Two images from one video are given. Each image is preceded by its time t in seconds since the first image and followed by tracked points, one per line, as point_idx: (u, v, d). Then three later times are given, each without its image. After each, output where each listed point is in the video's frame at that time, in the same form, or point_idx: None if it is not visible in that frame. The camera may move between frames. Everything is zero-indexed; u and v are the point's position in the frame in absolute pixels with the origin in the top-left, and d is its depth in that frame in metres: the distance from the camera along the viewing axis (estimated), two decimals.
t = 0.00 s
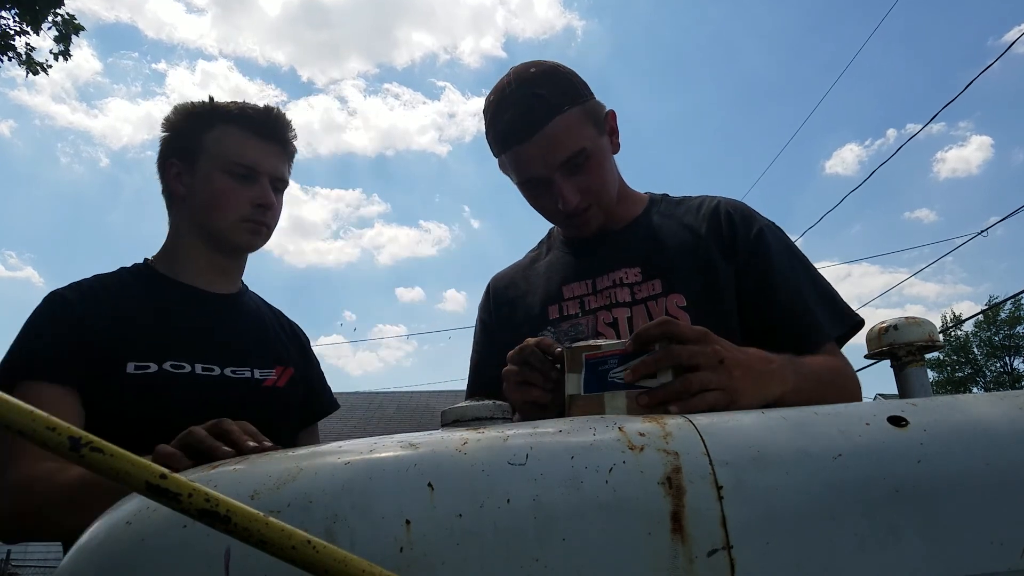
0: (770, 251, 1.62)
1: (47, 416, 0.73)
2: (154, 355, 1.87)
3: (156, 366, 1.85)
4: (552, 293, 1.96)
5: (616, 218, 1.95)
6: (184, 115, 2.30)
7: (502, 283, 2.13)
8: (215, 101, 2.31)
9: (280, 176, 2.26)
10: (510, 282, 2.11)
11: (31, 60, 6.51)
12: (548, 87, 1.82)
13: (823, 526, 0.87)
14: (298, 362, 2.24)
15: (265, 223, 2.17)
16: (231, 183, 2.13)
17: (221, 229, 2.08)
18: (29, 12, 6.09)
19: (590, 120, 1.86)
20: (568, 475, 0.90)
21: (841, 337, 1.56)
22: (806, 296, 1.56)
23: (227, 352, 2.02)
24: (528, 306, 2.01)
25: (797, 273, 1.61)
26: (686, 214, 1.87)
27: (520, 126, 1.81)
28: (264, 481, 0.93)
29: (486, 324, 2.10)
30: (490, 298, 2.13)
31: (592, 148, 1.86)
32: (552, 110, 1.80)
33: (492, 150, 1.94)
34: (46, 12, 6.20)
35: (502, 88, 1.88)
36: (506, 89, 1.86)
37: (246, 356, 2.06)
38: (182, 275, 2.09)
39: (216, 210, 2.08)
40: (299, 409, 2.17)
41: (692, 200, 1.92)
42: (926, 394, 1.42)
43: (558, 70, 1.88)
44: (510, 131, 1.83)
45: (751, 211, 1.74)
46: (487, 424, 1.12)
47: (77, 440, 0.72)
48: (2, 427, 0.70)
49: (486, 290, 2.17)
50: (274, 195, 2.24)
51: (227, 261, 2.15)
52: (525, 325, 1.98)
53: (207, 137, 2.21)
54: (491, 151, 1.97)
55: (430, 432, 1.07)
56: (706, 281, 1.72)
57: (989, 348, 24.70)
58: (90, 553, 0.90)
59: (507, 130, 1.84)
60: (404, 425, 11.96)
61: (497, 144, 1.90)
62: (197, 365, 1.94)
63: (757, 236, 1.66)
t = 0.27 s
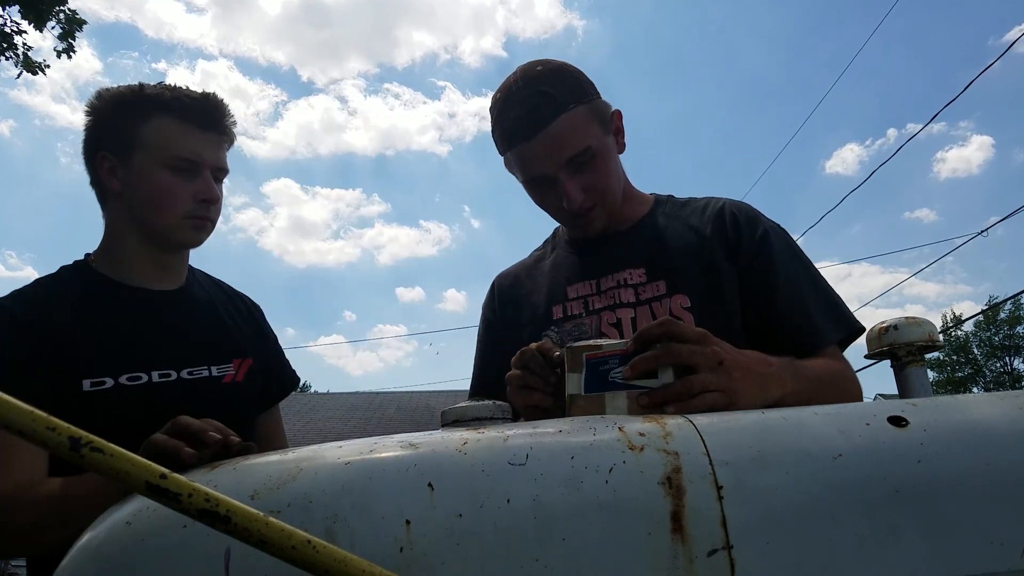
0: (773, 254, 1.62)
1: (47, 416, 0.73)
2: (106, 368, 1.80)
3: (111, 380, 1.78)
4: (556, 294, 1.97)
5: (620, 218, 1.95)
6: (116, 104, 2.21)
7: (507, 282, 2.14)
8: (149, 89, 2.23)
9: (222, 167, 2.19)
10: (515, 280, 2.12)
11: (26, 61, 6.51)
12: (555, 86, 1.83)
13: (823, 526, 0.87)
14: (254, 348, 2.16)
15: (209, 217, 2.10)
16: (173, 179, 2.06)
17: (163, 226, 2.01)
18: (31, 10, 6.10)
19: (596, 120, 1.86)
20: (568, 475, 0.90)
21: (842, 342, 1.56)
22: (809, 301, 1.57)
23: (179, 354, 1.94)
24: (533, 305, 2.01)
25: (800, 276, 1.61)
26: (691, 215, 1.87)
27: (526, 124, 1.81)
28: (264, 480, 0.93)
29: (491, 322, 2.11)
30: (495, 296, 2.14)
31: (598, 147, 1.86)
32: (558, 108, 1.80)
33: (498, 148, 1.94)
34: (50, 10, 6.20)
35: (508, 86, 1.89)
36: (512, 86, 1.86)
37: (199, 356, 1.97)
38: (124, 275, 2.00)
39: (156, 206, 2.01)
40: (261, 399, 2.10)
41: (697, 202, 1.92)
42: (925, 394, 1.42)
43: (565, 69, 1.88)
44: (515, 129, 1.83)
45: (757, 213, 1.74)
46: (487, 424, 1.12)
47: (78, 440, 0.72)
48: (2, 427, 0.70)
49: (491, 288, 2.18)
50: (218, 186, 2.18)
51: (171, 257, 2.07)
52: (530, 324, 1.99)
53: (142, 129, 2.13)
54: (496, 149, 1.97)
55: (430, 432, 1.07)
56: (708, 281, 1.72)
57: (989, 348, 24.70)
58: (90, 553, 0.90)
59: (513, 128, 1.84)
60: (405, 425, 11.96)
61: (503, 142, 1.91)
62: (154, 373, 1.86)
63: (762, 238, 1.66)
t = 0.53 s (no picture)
0: (777, 254, 1.62)
1: (47, 416, 0.73)
2: (113, 367, 1.83)
3: (116, 380, 1.82)
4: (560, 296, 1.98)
5: (621, 217, 1.94)
6: (116, 113, 2.23)
7: (512, 282, 2.14)
8: (147, 97, 2.24)
9: (223, 172, 2.20)
10: (519, 281, 2.13)
11: (21, 65, 6.52)
12: (555, 86, 1.83)
13: (823, 526, 0.87)
14: (266, 346, 2.18)
15: (212, 222, 2.11)
16: (174, 185, 2.07)
17: (166, 232, 2.02)
18: (32, 11, 6.11)
19: (595, 120, 1.86)
20: (568, 475, 0.90)
21: (845, 342, 1.56)
22: (812, 301, 1.57)
23: (188, 353, 1.97)
24: (538, 306, 2.02)
25: (804, 276, 1.61)
26: (695, 215, 1.87)
27: (525, 125, 1.82)
28: (264, 480, 0.93)
29: (496, 323, 2.12)
30: (500, 296, 2.15)
31: (597, 147, 1.86)
32: (556, 109, 1.80)
33: (498, 150, 1.95)
34: (52, 10, 6.21)
35: (508, 87, 1.89)
36: (510, 88, 1.87)
37: (209, 355, 2.00)
38: (129, 280, 2.02)
39: (158, 212, 2.02)
40: (272, 398, 2.13)
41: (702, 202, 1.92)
42: (925, 395, 1.42)
43: (564, 69, 1.88)
44: (515, 130, 1.84)
45: (761, 212, 1.74)
46: (487, 424, 1.12)
47: (78, 440, 0.72)
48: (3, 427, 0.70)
49: (496, 289, 2.18)
50: (219, 191, 2.18)
51: (176, 261, 2.08)
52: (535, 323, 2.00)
53: (143, 136, 2.14)
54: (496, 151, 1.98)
55: (431, 432, 1.07)
56: (710, 281, 1.73)
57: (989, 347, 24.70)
58: (90, 553, 0.90)
59: (512, 129, 1.85)
60: (405, 425, 11.96)
61: (503, 143, 1.91)
62: (160, 372, 1.89)
63: (765, 238, 1.66)
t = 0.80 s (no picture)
0: (782, 252, 1.62)
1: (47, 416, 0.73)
2: (143, 357, 1.86)
3: (147, 369, 1.84)
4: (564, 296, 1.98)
5: (624, 216, 1.94)
6: (164, 121, 2.30)
7: (517, 282, 2.15)
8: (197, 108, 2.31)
9: (262, 182, 2.25)
10: (524, 281, 2.13)
11: (23, 60, 6.50)
12: (555, 86, 1.83)
13: (823, 526, 0.87)
14: (289, 361, 2.19)
15: (248, 228, 2.16)
16: (214, 190, 2.12)
17: (204, 235, 2.07)
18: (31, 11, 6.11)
19: (597, 119, 1.86)
20: (568, 475, 0.90)
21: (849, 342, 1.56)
22: (816, 300, 1.56)
23: (215, 353, 1.99)
24: (543, 306, 2.03)
25: (808, 275, 1.60)
26: (700, 214, 1.87)
27: (526, 125, 1.82)
28: (264, 480, 0.93)
29: (500, 323, 2.12)
30: (505, 296, 2.15)
31: (599, 146, 1.85)
32: (556, 108, 1.81)
33: (500, 150, 1.95)
34: (52, 10, 6.21)
35: (508, 88, 1.90)
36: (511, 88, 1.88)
37: (233, 357, 2.02)
38: (164, 280, 2.07)
39: (197, 215, 2.07)
40: (292, 407, 2.14)
41: (706, 200, 1.92)
42: (925, 395, 1.41)
43: (565, 69, 1.88)
44: (516, 129, 1.85)
45: (766, 210, 1.74)
46: (487, 424, 1.12)
47: (78, 440, 0.72)
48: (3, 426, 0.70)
49: (500, 289, 2.19)
50: (257, 200, 2.23)
51: (212, 264, 2.13)
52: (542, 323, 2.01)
53: (187, 143, 2.21)
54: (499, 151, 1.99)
55: (431, 432, 1.07)
56: (713, 279, 1.73)
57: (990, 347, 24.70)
58: (90, 553, 0.89)
59: (514, 129, 1.85)
60: (405, 426, 11.96)
61: (504, 143, 1.92)
62: (188, 366, 1.92)
63: (770, 236, 1.66)
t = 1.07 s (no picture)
0: (787, 250, 1.63)
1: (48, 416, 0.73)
2: (158, 355, 1.86)
3: (162, 367, 1.84)
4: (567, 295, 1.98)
5: (628, 215, 1.94)
6: (198, 128, 2.31)
7: (521, 281, 2.15)
8: (228, 116, 2.33)
9: (290, 189, 2.26)
10: (529, 280, 2.13)
11: (30, 54, 6.53)
12: (559, 84, 1.83)
13: (823, 527, 0.87)
14: (303, 367, 2.19)
15: (272, 233, 2.16)
16: (242, 195, 2.13)
17: (229, 239, 2.08)
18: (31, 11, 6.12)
19: (601, 117, 1.86)
20: (568, 475, 0.90)
21: (852, 343, 1.55)
22: (821, 299, 1.56)
23: (231, 355, 1.99)
24: (548, 305, 2.03)
25: (813, 274, 1.60)
26: (705, 213, 1.87)
27: (531, 123, 1.82)
28: (264, 480, 0.93)
29: (505, 322, 2.13)
30: (510, 294, 2.16)
31: (604, 144, 1.85)
32: (560, 106, 1.81)
33: (503, 148, 1.95)
34: (51, 9, 6.22)
35: (512, 87, 1.90)
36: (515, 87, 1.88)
37: (247, 359, 2.02)
38: (189, 283, 2.08)
39: (224, 218, 2.08)
40: (305, 412, 2.13)
41: (712, 200, 1.92)
42: (926, 395, 1.41)
43: (569, 67, 1.89)
44: (519, 127, 1.85)
45: (771, 209, 1.74)
46: (487, 424, 1.12)
47: (77, 440, 0.72)
48: (4, 426, 0.70)
49: (505, 288, 2.19)
50: (284, 208, 2.24)
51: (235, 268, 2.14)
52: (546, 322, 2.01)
53: (218, 149, 2.22)
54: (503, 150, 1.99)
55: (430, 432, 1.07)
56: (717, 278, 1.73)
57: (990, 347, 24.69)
58: (90, 553, 0.89)
59: (518, 127, 1.85)
60: (405, 426, 11.94)
61: (508, 141, 1.92)
62: (203, 366, 1.92)
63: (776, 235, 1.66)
